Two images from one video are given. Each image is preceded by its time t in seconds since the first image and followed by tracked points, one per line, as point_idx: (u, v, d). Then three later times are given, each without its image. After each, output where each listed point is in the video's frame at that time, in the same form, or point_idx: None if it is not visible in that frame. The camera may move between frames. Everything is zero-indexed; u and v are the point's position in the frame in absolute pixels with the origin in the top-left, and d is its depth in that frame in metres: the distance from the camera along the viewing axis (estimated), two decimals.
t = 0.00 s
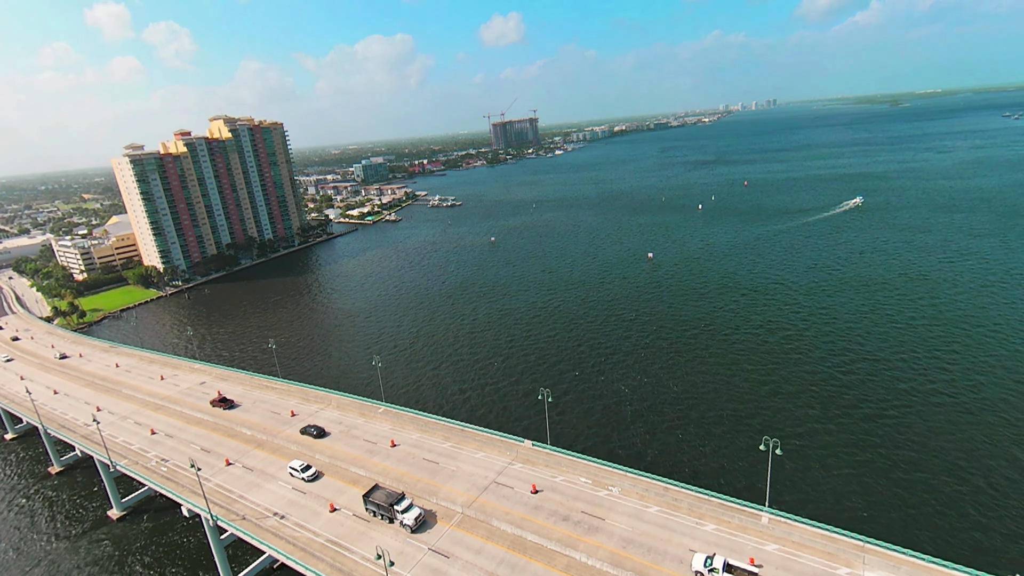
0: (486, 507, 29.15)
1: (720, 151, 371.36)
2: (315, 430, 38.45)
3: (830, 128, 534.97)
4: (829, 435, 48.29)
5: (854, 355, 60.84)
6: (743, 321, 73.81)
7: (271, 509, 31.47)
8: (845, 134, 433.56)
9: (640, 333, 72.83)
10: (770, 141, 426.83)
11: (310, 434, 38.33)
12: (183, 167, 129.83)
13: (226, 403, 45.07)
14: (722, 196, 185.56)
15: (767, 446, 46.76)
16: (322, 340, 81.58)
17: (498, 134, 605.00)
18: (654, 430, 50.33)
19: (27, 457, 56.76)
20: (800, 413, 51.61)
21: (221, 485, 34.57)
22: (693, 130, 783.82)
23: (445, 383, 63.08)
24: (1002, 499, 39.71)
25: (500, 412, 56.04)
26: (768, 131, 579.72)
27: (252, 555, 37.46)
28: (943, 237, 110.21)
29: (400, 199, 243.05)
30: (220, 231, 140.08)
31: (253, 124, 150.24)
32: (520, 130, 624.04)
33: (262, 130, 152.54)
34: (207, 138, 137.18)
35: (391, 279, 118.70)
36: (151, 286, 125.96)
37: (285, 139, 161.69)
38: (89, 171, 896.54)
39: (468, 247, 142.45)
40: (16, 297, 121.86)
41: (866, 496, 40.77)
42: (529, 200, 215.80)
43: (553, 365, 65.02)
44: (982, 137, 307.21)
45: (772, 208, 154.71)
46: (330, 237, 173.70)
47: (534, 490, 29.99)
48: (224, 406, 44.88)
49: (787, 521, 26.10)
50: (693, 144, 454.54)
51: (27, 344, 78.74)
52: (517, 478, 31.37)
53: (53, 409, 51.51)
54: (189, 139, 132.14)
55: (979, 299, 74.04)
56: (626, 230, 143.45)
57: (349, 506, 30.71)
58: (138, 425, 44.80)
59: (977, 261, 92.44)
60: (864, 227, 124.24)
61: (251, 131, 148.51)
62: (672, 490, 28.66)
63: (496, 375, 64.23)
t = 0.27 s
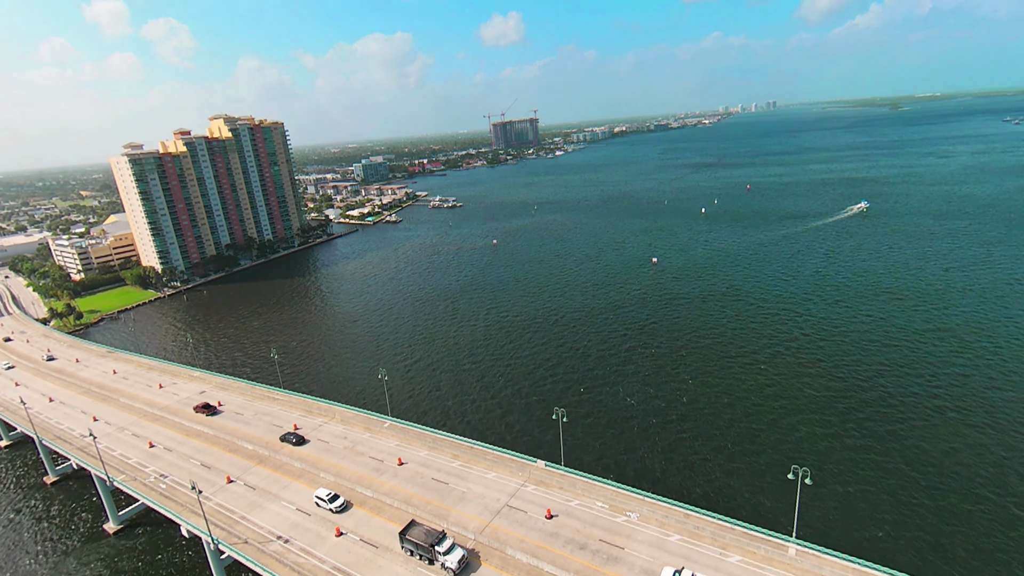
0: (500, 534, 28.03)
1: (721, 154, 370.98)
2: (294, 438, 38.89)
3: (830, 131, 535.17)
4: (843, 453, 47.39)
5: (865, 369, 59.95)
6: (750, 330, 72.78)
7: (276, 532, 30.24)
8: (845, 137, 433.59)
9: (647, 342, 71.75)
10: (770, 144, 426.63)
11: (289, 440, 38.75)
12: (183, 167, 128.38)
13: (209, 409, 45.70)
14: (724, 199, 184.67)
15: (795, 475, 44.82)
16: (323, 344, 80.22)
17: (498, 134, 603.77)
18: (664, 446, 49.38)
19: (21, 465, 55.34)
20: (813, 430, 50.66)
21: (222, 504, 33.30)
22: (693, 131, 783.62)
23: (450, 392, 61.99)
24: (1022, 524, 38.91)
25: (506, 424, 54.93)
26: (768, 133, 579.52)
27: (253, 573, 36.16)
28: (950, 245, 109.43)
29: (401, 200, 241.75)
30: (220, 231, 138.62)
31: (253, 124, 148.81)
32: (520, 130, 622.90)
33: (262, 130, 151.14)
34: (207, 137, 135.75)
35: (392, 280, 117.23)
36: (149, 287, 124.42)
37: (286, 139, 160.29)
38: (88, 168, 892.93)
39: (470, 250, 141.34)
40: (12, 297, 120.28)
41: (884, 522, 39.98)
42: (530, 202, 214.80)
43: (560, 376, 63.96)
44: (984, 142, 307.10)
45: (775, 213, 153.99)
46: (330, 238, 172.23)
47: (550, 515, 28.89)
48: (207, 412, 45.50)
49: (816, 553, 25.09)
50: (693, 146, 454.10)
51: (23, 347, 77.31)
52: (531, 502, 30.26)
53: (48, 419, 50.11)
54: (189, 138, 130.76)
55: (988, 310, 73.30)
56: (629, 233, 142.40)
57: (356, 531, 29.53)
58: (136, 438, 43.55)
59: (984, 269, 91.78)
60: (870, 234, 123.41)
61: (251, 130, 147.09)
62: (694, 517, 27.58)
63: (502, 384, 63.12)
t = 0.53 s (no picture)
0: (521, 563, 26.93)
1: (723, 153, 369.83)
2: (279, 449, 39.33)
3: (831, 128, 533.57)
4: (864, 467, 46.29)
5: (882, 377, 58.80)
6: (762, 336, 71.60)
7: (286, 560, 29.13)
8: (848, 135, 431.98)
9: (657, 350, 70.63)
10: (772, 142, 425.40)
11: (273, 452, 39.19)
12: (183, 172, 127.29)
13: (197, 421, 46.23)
14: (729, 200, 183.38)
15: (835, 502, 43.43)
16: (328, 353, 79.09)
17: (498, 134, 602.47)
18: (679, 462, 48.44)
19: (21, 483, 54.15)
20: (832, 442, 49.57)
21: (230, 530, 32.15)
22: (693, 130, 782.08)
23: (459, 405, 60.89)
24: None
25: (517, 437, 53.92)
26: (769, 132, 577.97)
27: None
28: (959, 246, 108.18)
29: (402, 202, 240.60)
30: (221, 237, 137.50)
31: (254, 128, 147.65)
32: (520, 130, 621.71)
33: (263, 134, 150.06)
34: (207, 142, 134.67)
35: (396, 285, 115.94)
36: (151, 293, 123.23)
37: (287, 142, 159.12)
38: (89, 172, 893.38)
39: (473, 253, 140.22)
40: (13, 306, 119.23)
41: (910, 540, 38.86)
42: (532, 204, 213.60)
43: (569, 386, 62.86)
44: (987, 139, 305.58)
45: (781, 213, 152.69)
46: (332, 242, 171.10)
47: (572, 542, 27.84)
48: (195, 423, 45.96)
49: None
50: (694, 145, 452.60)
51: (24, 358, 76.27)
52: (551, 528, 29.19)
53: (49, 436, 48.94)
54: (189, 143, 129.71)
55: (1003, 313, 72.15)
56: (634, 235, 141.17)
57: (371, 560, 28.42)
58: (140, 456, 42.49)
59: (996, 271, 90.60)
60: (878, 234, 122.15)
61: (252, 134, 146.04)
62: (723, 545, 26.56)
63: (511, 395, 62.01)
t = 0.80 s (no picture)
0: None
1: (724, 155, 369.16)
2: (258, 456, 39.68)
3: (832, 130, 532.98)
4: (881, 485, 45.29)
5: (895, 389, 57.84)
6: (771, 346, 70.55)
7: None
8: (849, 137, 431.59)
9: (665, 359, 69.49)
10: (773, 144, 424.97)
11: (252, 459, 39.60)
12: (183, 173, 125.84)
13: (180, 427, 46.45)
14: (732, 203, 182.35)
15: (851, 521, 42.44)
16: (330, 358, 77.65)
17: (498, 134, 601.35)
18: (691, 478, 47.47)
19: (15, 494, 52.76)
20: (847, 458, 48.53)
21: (231, 554, 30.90)
22: (693, 131, 781.44)
23: (465, 416, 59.64)
24: None
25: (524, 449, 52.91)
26: (769, 133, 577.33)
27: None
28: (967, 252, 107.30)
29: (403, 203, 239.35)
30: (220, 238, 136.08)
31: (254, 128, 146.24)
32: (520, 131, 620.26)
33: (263, 134, 148.67)
34: (207, 142, 133.19)
35: (398, 289, 114.50)
36: (149, 295, 121.78)
37: (287, 143, 157.72)
38: (87, 170, 889.49)
39: (475, 256, 139.02)
40: (9, 307, 117.62)
41: (930, 562, 37.87)
42: (534, 205, 212.57)
43: (577, 398, 61.68)
44: (989, 143, 305.29)
45: (785, 217, 151.73)
46: (332, 243, 169.64)
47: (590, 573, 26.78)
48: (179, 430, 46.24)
49: None
50: (695, 146, 451.51)
51: (19, 363, 74.84)
52: (568, 557, 28.11)
53: (43, 447, 47.64)
54: (189, 143, 128.26)
55: (1014, 324, 71.36)
56: (637, 239, 140.01)
57: None
58: (137, 471, 41.21)
59: (1004, 279, 89.80)
60: (884, 239, 121.22)
61: (252, 135, 144.58)
62: None
63: (518, 407, 60.78)
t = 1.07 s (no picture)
0: None
1: (725, 157, 368.34)
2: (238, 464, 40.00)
3: (833, 133, 532.23)
4: (898, 505, 44.29)
5: (907, 404, 56.84)
6: (779, 355, 69.53)
7: None
8: (851, 140, 430.98)
9: (673, 369, 68.32)
10: (774, 147, 424.54)
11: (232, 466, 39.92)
12: (182, 173, 124.40)
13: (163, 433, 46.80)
14: (735, 207, 181.21)
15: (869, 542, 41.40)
16: (332, 364, 76.12)
17: (499, 135, 600.04)
18: (703, 495, 46.38)
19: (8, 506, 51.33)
20: (862, 477, 47.50)
21: None
22: (694, 133, 780.87)
23: (472, 427, 58.26)
24: None
25: (532, 463, 51.77)
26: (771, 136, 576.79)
27: None
28: (974, 259, 106.42)
29: (404, 203, 238.07)
30: (220, 238, 134.64)
31: (255, 128, 144.79)
32: (521, 131, 618.99)
33: (264, 134, 147.24)
34: (207, 142, 131.72)
35: (399, 291, 113.06)
36: (148, 296, 120.37)
37: (288, 142, 156.32)
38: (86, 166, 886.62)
39: (478, 258, 137.81)
40: (5, 308, 116.09)
41: None
42: (536, 207, 211.49)
43: (585, 409, 60.43)
44: (991, 147, 304.84)
45: (789, 222, 150.72)
46: (332, 244, 168.23)
47: None
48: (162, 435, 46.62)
49: None
50: (696, 148, 450.43)
51: (15, 368, 73.36)
52: None
53: (38, 459, 46.27)
54: (189, 143, 126.81)
55: None
56: (641, 243, 138.79)
57: None
58: (135, 487, 39.88)
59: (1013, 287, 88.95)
60: (890, 245, 120.18)
61: (252, 134, 143.11)
62: None
63: (524, 417, 59.51)
